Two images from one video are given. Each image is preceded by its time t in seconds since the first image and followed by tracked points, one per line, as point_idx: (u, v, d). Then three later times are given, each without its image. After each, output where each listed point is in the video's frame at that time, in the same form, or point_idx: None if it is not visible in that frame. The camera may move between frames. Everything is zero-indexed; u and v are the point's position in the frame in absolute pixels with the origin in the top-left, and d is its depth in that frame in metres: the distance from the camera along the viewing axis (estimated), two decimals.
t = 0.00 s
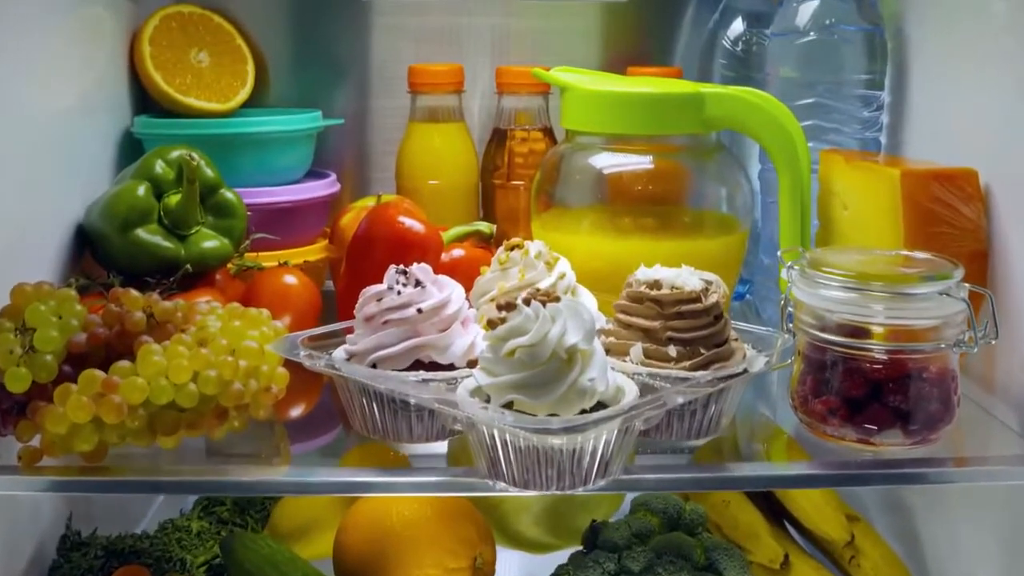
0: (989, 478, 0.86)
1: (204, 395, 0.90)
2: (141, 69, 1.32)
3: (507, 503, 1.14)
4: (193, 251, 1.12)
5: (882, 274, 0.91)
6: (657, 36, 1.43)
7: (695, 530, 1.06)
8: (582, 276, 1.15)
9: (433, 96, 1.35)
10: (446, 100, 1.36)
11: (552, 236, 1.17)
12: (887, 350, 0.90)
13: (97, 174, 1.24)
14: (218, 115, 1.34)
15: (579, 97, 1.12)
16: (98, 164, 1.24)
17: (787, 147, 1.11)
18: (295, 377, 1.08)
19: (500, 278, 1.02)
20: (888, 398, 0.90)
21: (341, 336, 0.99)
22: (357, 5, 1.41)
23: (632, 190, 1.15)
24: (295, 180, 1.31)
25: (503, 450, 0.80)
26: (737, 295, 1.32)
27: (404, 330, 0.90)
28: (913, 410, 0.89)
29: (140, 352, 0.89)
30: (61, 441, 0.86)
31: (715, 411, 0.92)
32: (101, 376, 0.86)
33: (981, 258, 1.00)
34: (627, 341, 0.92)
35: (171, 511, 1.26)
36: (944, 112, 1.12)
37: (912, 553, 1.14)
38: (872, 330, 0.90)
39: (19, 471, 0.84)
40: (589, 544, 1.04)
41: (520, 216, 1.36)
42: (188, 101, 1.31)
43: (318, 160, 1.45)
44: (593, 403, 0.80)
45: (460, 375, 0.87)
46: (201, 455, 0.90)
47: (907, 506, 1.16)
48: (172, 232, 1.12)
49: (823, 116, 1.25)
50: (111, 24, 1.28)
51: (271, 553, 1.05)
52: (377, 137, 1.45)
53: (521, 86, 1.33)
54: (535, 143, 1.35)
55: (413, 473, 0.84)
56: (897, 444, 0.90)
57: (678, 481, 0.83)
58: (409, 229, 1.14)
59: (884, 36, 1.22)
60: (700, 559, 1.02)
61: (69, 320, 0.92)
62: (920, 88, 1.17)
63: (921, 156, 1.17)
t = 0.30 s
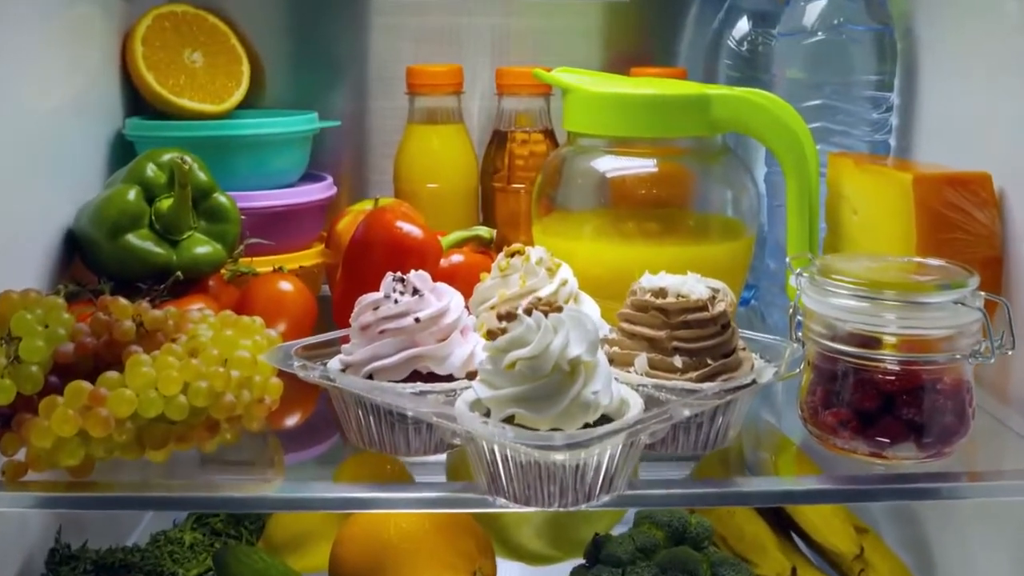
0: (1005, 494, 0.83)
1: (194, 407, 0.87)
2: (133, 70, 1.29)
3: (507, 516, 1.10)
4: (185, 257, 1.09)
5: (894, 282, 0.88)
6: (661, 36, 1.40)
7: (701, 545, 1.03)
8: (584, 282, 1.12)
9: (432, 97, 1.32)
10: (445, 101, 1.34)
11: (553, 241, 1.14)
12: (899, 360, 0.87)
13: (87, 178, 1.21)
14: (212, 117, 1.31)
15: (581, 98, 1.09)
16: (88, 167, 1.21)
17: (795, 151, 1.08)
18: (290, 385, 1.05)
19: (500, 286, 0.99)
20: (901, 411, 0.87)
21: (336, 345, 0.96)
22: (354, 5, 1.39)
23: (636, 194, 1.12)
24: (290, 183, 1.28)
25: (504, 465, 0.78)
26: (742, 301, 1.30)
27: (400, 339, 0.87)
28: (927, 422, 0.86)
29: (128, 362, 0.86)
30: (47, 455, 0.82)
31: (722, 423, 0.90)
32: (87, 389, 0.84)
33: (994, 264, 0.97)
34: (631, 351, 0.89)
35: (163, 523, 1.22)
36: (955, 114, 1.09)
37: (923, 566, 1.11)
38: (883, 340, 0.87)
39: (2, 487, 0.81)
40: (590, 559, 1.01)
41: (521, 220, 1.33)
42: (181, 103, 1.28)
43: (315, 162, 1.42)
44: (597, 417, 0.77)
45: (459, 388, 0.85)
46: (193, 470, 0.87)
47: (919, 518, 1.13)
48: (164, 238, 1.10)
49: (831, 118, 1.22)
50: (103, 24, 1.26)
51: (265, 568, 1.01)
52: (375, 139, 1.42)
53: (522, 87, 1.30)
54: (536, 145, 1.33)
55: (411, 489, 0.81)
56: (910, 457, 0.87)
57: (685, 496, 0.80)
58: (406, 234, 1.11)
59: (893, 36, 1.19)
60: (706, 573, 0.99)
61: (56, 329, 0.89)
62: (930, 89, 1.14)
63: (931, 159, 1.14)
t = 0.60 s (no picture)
0: None
1: (184, 421, 0.85)
2: (125, 70, 1.26)
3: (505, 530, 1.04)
4: (176, 263, 1.06)
5: (908, 291, 0.85)
6: (664, 36, 1.37)
7: (707, 560, 1.00)
8: (587, 289, 1.09)
9: (431, 98, 1.29)
10: (444, 102, 1.31)
11: (555, 246, 1.11)
12: (914, 373, 0.84)
13: (77, 181, 1.18)
14: (206, 119, 1.28)
15: (584, 100, 1.06)
16: (78, 170, 1.18)
17: (804, 154, 1.05)
18: (285, 395, 1.01)
19: (500, 294, 0.96)
20: (916, 425, 0.84)
21: (332, 356, 0.93)
22: (352, 4, 1.35)
23: (640, 199, 1.09)
24: (285, 187, 1.25)
25: (505, 483, 0.74)
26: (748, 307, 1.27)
27: (398, 351, 0.84)
28: (943, 436, 0.83)
29: (115, 374, 0.83)
30: (30, 472, 0.79)
31: (730, 437, 0.87)
32: (72, 401, 0.81)
33: (1010, 271, 0.96)
34: (636, 362, 0.86)
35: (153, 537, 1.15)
36: (968, 117, 1.06)
37: None
38: (897, 351, 0.84)
39: None
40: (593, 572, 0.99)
41: (522, 224, 1.29)
42: (174, 104, 1.25)
43: (311, 165, 1.39)
44: (601, 433, 0.74)
45: (457, 401, 0.82)
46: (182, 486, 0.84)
47: (930, 532, 1.10)
48: (155, 244, 1.07)
49: (841, 120, 1.19)
50: (94, 24, 1.23)
51: None
52: (372, 141, 1.39)
53: (523, 88, 1.27)
54: (537, 148, 1.29)
55: (408, 506, 0.78)
56: (925, 473, 0.84)
57: (692, 515, 0.77)
58: (404, 240, 1.08)
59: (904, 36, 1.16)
60: None
61: (41, 339, 0.86)
62: (942, 91, 1.11)
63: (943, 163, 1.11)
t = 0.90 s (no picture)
0: None
1: (172, 437, 0.81)
2: (115, 71, 1.23)
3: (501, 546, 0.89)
4: (166, 271, 1.03)
5: (924, 302, 0.82)
6: (668, 36, 1.34)
7: None
8: (590, 297, 1.06)
9: (429, 100, 1.26)
10: (443, 104, 1.27)
11: (557, 253, 1.08)
12: (930, 387, 0.81)
13: (66, 185, 1.15)
14: (199, 121, 1.25)
15: (587, 102, 1.03)
16: (67, 175, 1.15)
17: (814, 159, 1.02)
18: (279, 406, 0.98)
19: (500, 303, 0.93)
20: (932, 441, 0.81)
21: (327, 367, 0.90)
22: (348, 4, 1.32)
23: (646, 205, 1.06)
24: (280, 191, 1.22)
25: (505, 503, 0.71)
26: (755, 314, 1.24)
27: (394, 364, 0.80)
28: (961, 453, 0.80)
29: (101, 388, 0.80)
30: (10, 491, 0.76)
31: (739, 453, 0.84)
32: (55, 416, 0.78)
33: None
34: (642, 376, 0.83)
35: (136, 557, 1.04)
36: (981, 120, 1.02)
37: None
38: (912, 365, 0.81)
39: None
40: None
41: (524, 228, 1.27)
42: (166, 105, 1.22)
43: (307, 168, 1.36)
44: (607, 451, 0.71)
45: (457, 415, 0.79)
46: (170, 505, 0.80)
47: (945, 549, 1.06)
48: (144, 250, 1.03)
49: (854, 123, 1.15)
50: (83, 24, 1.19)
51: None
52: (370, 144, 1.36)
53: (524, 89, 1.24)
54: (538, 150, 1.26)
55: (404, 526, 0.74)
56: (942, 491, 0.81)
57: (701, 536, 0.74)
58: (402, 247, 1.04)
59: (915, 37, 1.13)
60: None
61: (24, 350, 0.84)
62: (955, 94, 1.08)
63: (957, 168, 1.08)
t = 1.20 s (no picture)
0: None
1: (158, 454, 0.78)
2: (104, 72, 1.19)
3: None
4: (155, 278, 1.00)
5: (943, 313, 0.78)
6: (672, 36, 1.30)
7: None
8: (593, 306, 1.03)
9: (427, 101, 1.22)
10: (441, 106, 1.24)
11: (560, 260, 1.04)
12: (949, 404, 0.77)
13: (53, 190, 1.12)
14: (191, 124, 1.21)
15: (591, 104, 1.00)
16: (54, 179, 1.12)
17: (825, 163, 0.99)
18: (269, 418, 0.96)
19: (501, 313, 0.90)
20: (952, 459, 0.77)
21: (320, 381, 0.87)
22: (345, 3, 1.29)
23: (651, 210, 1.02)
24: (274, 195, 1.18)
25: (506, 526, 0.68)
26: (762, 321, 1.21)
27: (390, 379, 0.77)
28: (981, 471, 0.77)
29: (84, 404, 0.77)
30: None
31: (750, 471, 0.80)
32: (36, 434, 0.74)
33: None
34: (648, 392, 0.79)
35: None
36: (997, 123, 0.99)
37: None
38: (930, 379, 0.78)
39: None
40: None
41: (525, 233, 1.23)
42: (158, 108, 1.19)
43: (302, 172, 1.33)
44: (613, 472, 0.68)
45: (456, 433, 0.76)
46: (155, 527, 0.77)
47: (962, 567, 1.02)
48: (132, 258, 1.00)
49: (864, 125, 1.13)
50: (72, 24, 1.16)
51: None
52: (367, 147, 1.33)
53: (526, 91, 1.21)
54: (539, 154, 1.23)
55: (400, 549, 0.71)
56: (960, 511, 0.77)
57: (712, 561, 0.71)
58: (398, 254, 1.01)
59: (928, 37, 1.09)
60: None
61: (5, 364, 0.80)
62: (969, 95, 1.04)
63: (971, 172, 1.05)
